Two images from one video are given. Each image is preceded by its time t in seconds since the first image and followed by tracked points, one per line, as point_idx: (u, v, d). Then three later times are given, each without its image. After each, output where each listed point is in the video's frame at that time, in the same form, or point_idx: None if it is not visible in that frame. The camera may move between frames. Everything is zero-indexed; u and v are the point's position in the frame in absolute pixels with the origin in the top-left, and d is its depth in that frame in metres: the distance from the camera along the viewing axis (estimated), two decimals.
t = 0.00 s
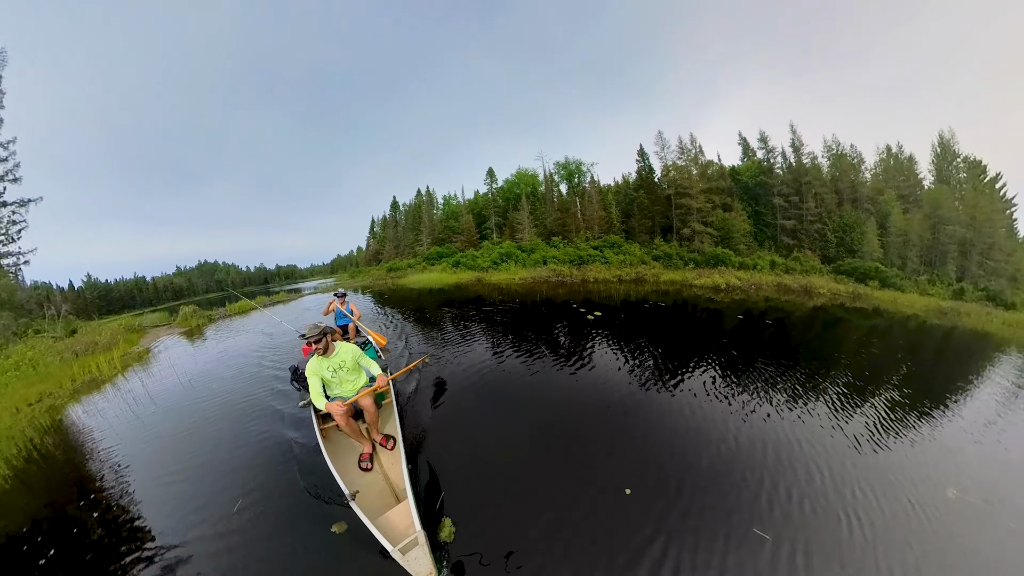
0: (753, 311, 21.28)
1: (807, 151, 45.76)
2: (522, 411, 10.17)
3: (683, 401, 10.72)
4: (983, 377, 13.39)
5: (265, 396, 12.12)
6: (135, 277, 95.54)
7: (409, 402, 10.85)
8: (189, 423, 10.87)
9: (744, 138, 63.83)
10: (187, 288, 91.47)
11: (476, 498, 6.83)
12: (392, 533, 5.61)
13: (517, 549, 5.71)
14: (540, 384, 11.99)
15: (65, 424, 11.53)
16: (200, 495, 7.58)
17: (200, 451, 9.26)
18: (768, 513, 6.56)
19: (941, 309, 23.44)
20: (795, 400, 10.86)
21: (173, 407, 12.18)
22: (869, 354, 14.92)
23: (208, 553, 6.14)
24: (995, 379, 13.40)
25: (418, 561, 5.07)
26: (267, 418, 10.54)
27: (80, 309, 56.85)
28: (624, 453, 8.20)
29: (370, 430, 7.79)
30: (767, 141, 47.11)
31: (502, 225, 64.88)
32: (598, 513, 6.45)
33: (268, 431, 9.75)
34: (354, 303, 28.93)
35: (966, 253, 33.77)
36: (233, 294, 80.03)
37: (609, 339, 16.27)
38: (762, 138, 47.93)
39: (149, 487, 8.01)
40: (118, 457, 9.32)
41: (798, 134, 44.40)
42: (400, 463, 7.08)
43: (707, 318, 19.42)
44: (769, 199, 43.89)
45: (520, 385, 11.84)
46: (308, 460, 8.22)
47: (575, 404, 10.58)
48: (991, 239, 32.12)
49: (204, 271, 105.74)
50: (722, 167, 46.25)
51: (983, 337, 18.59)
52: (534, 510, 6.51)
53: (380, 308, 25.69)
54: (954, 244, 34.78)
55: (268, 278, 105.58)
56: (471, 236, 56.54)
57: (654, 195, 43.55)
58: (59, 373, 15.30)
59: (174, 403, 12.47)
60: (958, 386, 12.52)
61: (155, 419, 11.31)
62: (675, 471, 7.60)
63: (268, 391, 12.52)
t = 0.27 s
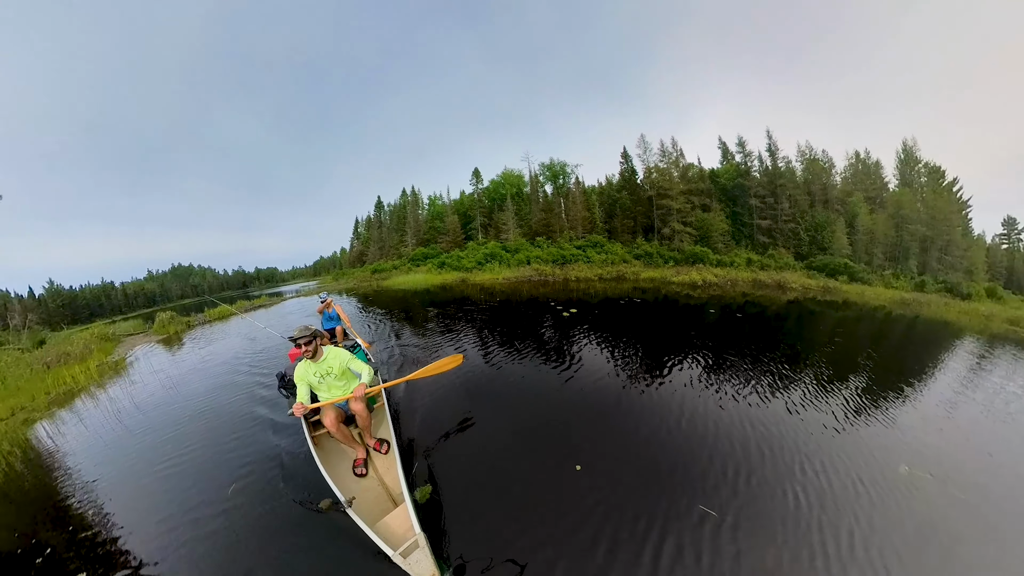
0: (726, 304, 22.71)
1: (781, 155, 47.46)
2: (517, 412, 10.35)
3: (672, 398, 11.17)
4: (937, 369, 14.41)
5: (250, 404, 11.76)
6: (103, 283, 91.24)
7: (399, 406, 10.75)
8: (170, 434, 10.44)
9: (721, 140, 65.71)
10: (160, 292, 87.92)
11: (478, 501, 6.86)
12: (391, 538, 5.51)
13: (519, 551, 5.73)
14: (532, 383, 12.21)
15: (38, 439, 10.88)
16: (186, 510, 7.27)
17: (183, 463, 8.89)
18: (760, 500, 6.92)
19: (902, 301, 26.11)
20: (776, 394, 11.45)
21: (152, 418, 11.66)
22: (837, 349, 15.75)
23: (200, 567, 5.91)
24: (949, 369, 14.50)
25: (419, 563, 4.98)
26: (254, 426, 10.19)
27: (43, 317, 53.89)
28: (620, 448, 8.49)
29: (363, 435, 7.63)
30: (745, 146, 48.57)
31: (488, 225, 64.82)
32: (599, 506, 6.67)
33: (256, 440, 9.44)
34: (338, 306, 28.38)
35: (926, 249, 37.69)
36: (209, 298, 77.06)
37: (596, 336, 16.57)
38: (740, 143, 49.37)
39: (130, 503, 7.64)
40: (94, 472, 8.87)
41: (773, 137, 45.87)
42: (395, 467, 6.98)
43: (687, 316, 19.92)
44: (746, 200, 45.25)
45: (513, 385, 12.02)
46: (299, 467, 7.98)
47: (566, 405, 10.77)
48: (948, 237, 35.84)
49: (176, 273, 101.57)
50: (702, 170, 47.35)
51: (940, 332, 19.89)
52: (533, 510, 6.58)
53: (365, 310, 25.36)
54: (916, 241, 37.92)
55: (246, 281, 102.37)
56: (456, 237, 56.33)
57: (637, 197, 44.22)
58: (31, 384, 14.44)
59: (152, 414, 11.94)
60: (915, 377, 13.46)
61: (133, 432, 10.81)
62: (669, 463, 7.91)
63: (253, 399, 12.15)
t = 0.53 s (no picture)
0: (702, 299, 23.58)
1: (756, 158, 48.94)
2: (509, 412, 10.47)
3: (661, 396, 11.52)
4: (900, 360, 15.32)
5: (235, 412, 11.44)
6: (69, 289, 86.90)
7: (390, 409, 10.63)
8: (151, 445, 10.05)
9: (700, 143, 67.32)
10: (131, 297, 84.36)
11: (476, 504, 6.89)
12: (389, 545, 5.42)
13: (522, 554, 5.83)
14: (521, 381, 12.33)
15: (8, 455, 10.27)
16: (172, 524, 6.99)
17: (167, 475, 8.58)
18: (743, 491, 7.42)
19: (869, 293, 27.44)
20: (757, 391, 11.96)
21: (130, 430, 11.22)
22: (809, 342, 16.49)
23: None
24: (910, 360, 15.49)
25: (422, 569, 4.95)
26: (240, 435, 9.88)
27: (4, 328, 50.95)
28: (612, 446, 8.87)
29: (354, 441, 7.44)
30: (723, 149, 49.88)
31: (473, 226, 64.63)
32: (595, 501, 7.01)
33: (242, 449, 9.14)
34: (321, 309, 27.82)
35: (892, 245, 39.97)
36: (183, 305, 74.31)
37: (581, 333, 16.81)
38: (720, 147, 50.62)
39: (111, 518, 7.33)
40: (70, 488, 8.46)
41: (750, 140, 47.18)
42: (390, 472, 6.85)
43: (669, 312, 20.36)
44: (724, 201, 46.48)
45: (503, 384, 12.12)
46: (290, 476, 7.76)
47: (557, 402, 11.03)
48: (911, 234, 38.09)
49: (147, 278, 97.47)
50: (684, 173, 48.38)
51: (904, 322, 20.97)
52: (531, 511, 6.73)
53: (349, 312, 24.97)
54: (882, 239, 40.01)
55: (223, 285, 99.31)
56: (441, 238, 56.04)
57: (620, 199, 44.78)
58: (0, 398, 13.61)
59: (131, 426, 11.47)
60: (879, 368, 14.32)
61: (110, 444, 10.36)
62: (659, 459, 8.36)
63: (238, 407, 11.83)
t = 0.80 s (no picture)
0: (681, 295, 24.18)
1: (734, 161, 50.37)
2: (501, 411, 10.51)
3: (648, 389, 11.76)
4: (869, 351, 16.15)
5: (220, 422, 11.13)
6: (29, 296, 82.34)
7: (382, 414, 10.51)
8: (132, 459, 9.69)
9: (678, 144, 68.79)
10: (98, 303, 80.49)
11: (474, 505, 6.89)
12: (390, 552, 5.37)
13: (524, 550, 5.92)
14: (511, 380, 12.39)
15: None
16: (158, 544, 6.75)
17: (150, 491, 8.29)
18: (731, 478, 7.81)
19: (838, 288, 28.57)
20: (741, 383, 12.33)
21: (107, 444, 10.76)
22: (786, 334, 17.16)
23: None
24: (878, 351, 16.31)
25: None
26: (226, 446, 9.60)
27: None
28: (606, 438, 9.15)
29: (348, 449, 7.31)
30: (703, 151, 51.07)
31: (458, 227, 64.38)
32: (592, 492, 7.26)
33: (230, 462, 8.86)
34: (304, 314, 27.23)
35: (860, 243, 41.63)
36: (156, 311, 71.58)
37: (568, 331, 16.98)
38: (699, 149, 51.82)
39: (92, 538, 7.03)
40: (45, 508, 8.07)
41: (727, 142, 48.50)
42: (387, 479, 6.77)
43: (651, 309, 20.76)
44: (704, 201, 47.60)
45: (493, 384, 12.15)
46: (281, 488, 7.56)
47: (550, 397, 11.22)
48: (878, 232, 40.32)
49: (116, 283, 93.29)
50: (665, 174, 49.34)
51: (872, 314, 22.01)
52: (530, 506, 6.84)
53: (333, 316, 24.56)
54: (851, 237, 41.64)
55: (198, 288, 96.05)
56: (426, 239, 55.63)
57: (604, 199, 45.30)
58: None
59: (107, 440, 10.99)
60: (851, 359, 15.07)
61: (86, 460, 9.92)
62: (651, 450, 8.69)
63: (222, 416, 11.49)
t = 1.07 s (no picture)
0: (662, 292, 24.67)
1: (713, 162, 51.57)
2: (491, 411, 10.50)
3: (636, 384, 11.93)
4: (842, 342, 16.84)
5: (199, 433, 10.78)
6: None
7: (370, 419, 10.35)
8: (110, 474, 9.34)
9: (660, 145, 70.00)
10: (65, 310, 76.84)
11: (467, 509, 6.84)
12: (384, 564, 5.34)
13: (521, 554, 5.92)
14: (500, 379, 12.40)
15: None
16: (136, 565, 6.46)
17: (126, 508, 7.98)
18: (720, 469, 8.02)
19: (811, 283, 29.61)
20: (724, 376, 12.65)
21: (79, 459, 10.30)
22: (764, 327, 17.73)
23: None
24: (851, 342, 16.99)
25: None
26: (209, 457, 9.35)
27: None
28: (598, 434, 9.27)
29: (336, 459, 7.20)
30: (684, 152, 52.12)
31: (443, 228, 64.03)
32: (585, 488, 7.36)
33: (212, 476, 8.57)
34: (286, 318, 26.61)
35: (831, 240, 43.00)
36: (127, 318, 68.67)
37: (554, 329, 17.09)
38: (680, 150, 52.90)
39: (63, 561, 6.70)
40: (11, 531, 7.67)
41: (707, 143, 49.65)
42: (378, 489, 6.73)
43: (634, 305, 21.09)
44: (685, 201, 48.63)
45: (481, 384, 12.14)
46: (267, 502, 7.33)
47: (540, 395, 11.29)
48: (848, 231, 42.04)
49: (84, 289, 89.30)
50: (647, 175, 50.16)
51: (845, 307, 22.91)
52: (524, 507, 6.88)
53: (316, 319, 24.10)
54: (823, 235, 43.04)
55: (171, 294, 92.62)
56: (410, 239, 55.13)
57: (588, 199, 45.75)
58: None
59: (77, 456, 10.50)
60: (825, 350, 15.70)
61: (55, 478, 9.47)
62: (642, 444, 8.88)
63: (202, 427, 11.16)
